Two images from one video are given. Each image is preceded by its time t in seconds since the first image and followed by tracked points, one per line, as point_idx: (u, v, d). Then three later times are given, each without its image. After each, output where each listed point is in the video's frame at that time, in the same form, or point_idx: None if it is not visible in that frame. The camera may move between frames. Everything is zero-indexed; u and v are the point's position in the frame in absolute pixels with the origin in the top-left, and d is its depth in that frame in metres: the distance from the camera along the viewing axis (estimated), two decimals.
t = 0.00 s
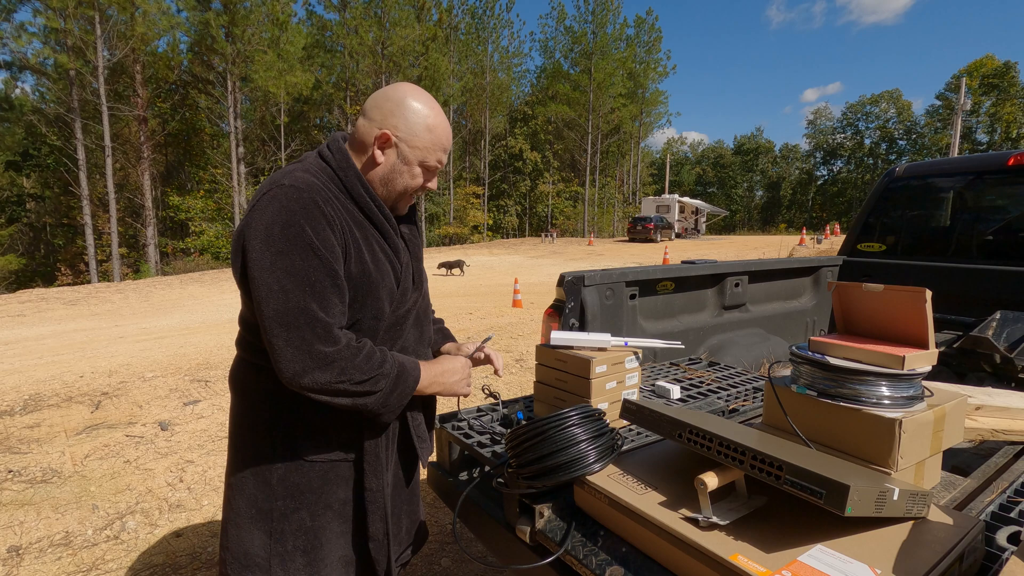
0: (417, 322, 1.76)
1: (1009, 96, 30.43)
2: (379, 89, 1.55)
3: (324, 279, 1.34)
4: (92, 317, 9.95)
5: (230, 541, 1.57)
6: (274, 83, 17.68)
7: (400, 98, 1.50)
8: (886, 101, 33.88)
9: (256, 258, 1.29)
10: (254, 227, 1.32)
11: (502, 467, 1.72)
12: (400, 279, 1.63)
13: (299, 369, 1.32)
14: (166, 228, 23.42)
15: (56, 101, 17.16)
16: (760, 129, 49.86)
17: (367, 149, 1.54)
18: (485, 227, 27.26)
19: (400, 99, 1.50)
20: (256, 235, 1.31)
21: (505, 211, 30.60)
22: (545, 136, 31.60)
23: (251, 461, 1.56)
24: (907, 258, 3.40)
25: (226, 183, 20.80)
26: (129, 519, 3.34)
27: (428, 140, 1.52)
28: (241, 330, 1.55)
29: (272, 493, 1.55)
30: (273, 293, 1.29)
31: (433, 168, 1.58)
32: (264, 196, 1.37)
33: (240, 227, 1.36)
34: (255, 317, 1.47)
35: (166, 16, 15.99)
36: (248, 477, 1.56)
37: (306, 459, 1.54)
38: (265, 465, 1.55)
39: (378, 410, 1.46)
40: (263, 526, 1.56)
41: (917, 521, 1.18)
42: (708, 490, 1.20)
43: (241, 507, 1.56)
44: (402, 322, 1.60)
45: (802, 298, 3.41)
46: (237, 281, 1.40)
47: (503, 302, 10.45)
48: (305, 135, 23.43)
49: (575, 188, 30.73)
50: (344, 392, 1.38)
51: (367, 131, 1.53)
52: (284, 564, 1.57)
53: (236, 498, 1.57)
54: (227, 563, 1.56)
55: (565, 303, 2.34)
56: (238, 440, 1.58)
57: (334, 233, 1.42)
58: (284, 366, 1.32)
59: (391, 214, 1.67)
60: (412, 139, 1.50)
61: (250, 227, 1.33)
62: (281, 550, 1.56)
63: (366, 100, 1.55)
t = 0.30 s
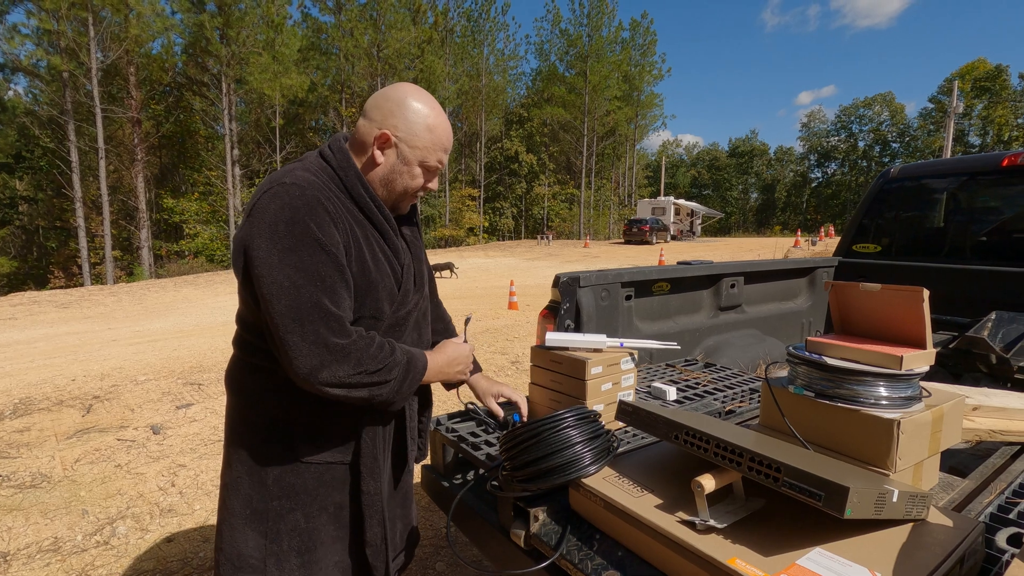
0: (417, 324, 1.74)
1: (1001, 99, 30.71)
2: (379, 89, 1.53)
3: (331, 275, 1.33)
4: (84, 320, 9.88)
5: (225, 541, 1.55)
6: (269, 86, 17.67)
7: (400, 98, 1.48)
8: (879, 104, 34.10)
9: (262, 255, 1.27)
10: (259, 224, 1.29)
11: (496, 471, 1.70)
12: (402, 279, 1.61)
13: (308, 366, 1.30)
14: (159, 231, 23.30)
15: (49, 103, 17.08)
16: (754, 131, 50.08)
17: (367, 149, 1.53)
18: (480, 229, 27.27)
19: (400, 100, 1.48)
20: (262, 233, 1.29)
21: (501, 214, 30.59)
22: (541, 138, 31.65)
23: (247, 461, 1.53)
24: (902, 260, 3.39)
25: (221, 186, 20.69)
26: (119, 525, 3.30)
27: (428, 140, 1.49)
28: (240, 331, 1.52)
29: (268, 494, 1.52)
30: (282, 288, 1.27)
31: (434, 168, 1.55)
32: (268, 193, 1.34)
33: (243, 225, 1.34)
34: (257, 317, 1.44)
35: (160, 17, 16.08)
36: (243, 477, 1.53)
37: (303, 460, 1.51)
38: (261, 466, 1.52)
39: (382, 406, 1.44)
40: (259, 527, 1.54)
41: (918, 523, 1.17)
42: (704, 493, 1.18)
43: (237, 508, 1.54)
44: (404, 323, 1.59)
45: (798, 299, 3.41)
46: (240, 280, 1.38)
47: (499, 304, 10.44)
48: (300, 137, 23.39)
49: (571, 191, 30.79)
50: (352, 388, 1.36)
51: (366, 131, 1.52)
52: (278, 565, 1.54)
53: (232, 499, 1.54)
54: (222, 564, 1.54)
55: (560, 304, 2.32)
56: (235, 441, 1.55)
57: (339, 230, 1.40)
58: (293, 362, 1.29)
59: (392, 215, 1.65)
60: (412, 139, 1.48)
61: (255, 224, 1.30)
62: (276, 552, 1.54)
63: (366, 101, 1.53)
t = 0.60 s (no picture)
0: (415, 329, 1.75)
1: (990, 104, 31.11)
2: (377, 96, 1.54)
3: (336, 280, 1.34)
4: (77, 324, 9.82)
5: (224, 545, 1.55)
6: (264, 89, 17.72)
7: (397, 104, 1.50)
8: (871, 108, 34.40)
9: (267, 260, 1.28)
10: (264, 230, 1.30)
11: (489, 474, 1.71)
12: (401, 284, 1.62)
13: (313, 371, 1.31)
14: (153, 235, 23.20)
15: (42, 106, 17.00)
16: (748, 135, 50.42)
17: (365, 154, 1.54)
18: (475, 233, 27.31)
19: (398, 105, 1.50)
20: (266, 240, 1.30)
21: (496, 217, 30.59)
22: (536, 142, 31.74)
23: (247, 465, 1.53)
24: (893, 263, 3.42)
25: (215, 189, 20.62)
26: (111, 531, 3.28)
27: (423, 146, 1.51)
28: (241, 336, 1.53)
29: (268, 497, 1.53)
30: (288, 294, 1.28)
31: (430, 173, 1.56)
32: (271, 199, 1.35)
33: (246, 231, 1.34)
34: (259, 322, 1.45)
35: (154, 20, 16.09)
36: (243, 481, 1.53)
37: (302, 463, 1.52)
38: (261, 469, 1.52)
39: (383, 409, 1.45)
40: (258, 531, 1.54)
41: (903, 524, 1.19)
42: (695, 495, 1.19)
43: (237, 511, 1.54)
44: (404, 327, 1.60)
45: (789, 303, 3.43)
46: (243, 286, 1.38)
47: (494, 307, 10.46)
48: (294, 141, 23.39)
49: (566, 195, 30.92)
50: (356, 392, 1.37)
51: (364, 138, 1.53)
52: (278, 568, 1.55)
53: (232, 503, 1.55)
54: (222, 567, 1.54)
55: (554, 308, 2.33)
56: (234, 445, 1.55)
57: (342, 236, 1.41)
58: (299, 367, 1.30)
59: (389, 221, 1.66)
60: (408, 145, 1.50)
61: (260, 229, 1.31)
62: (275, 556, 1.54)
63: (363, 107, 1.54)
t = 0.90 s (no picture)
0: (415, 333, 1.77)
1: (982, 108, 31.37)
2: (378, 103, 1.55)
3: (336, 285, 1.35)
4: (71, 328, 9.77)
5: (224, 549, 1.55)
6: (260, 92, 17.73)
7: (397, 111, 1.51)
8: (865, 111, 34.60)
9: (270, 265, 1.29)
10: (265, 235, 1.31)
11: (486, 477, 1.72)
12: (400, 289, 1.63)
13: (314, 374, 1.32)
14: (148, 237, 23.09)
15: (36, 109, 16.94)
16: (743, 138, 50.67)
17: (365, 160, 1.55)
18: (472, 235, 27.33)
19: (398, 113, 1.51)
20: (268, 245, 1.31)
21: (492, 220, 30.57)
22: (532, 145, 31.80)
23: (248, 468, 1.54)
24: (887, 266, 3.45)
25: (211, 192, 20.56)
26: (107, 535, 3.27)
27: (424, 153, 1.52)
28: (241, 339, 1.54)
29: (267, 500, 1.53)
30: (290, 299, 1.29)
31: (429, 180, 1.57)
32: (271, 204, 1.37)
33: (246, 236, 1.35)
34: (260, 326, 1.46)
35: (150, 23, 16.06)
36: (243, 484, 1.54)
37: (302, 466, 1.52)
38: (261, 472, 1.53)
39: (382, 412, 1.46)
40: (259, 534, 1.55)
41: (896, 525, 1.20)
42: (691, 497, 1.20)
43: (236, 515, 1.55)
44: (403, 331, 1.61)
45: (784, 306, 3.46)
46: (244, 290, 1.39)
47: (490, 310, 10.48)
48: (290, 143, 23.36)
49: (562, 197, 31.01)
50: (356, 396, 1.38)
51: (364, 144, 1.54)
52: (278, 569, 1.56)
53: (233, 506, 1.55)
54: (221, 570, 1.55)
55: (551, 311, 2.34)
56: (234, 447, 1.56)
57: (343, 240, 1.42)
58: (301, 370, 1.31)
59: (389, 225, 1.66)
60: (408, 152, 1.51)
61: (261, 235, 1.32)
62: (276, 559, 1.55)
63: (364, 114, 1.56)
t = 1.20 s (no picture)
0: (413, 333, 1.78)
1: (977, 109, 31.53)
2: (377, 105, 1.56)
3: (334, 288, 1.35)
4: (67, 329, 9.73)
5: (223, 550, 1.56)
6: (257, 93, 17.67)
7: (396, 114, 1.52)
8: (861, 113, 34.72)
9: (267, 267, 1.30)
10: (263, 239, 1.32)
11: (485, 478, 1.73)
12: (398, 290, 1.64)
13: (311, 375, 1.32)
14: (144, 239, 23.01)
15: (32, 110, 16.89)
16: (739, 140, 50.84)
17: (363, 162, 1.56)
18: (469, 237, 27.34)
19: (396, 115, 1.52)
20: (265, 248, 1.31)
21: (489, 221, 30.57)
22: (529, 146, 31.82)
23: (246, 469, 1.54)
24: (883, 267, 3.48)
25: (208, 193, 20.53)
26: (104, 538, 3.26)
27: (422, 155, 1.53)
28: (239, 342, 1.54)
29: (266, 501, 1.54)
30: (287, 301, 1.29)
31: (427, 182, 1.58)
32: (269, 207, 1.38)
33: (243, 239, 1.36)
34: (257, 329, 1.46)
35: (146, 24, 16.02)
36: (241, 485, 1.54)
37: (300, 467, 1.53)
38: (259, 473, 1.53)
39: (380, 412, 1.47)
40: (257, 534, 1.55)
41: (892, 524, 1.22)
42: (689, 497, 1.21)
43: (235, 515, 1.55)
44: (400, 332, 1.62)
45: (781, 307, 3.47)
46: (241, 292, 1.40)
47: (488, 311, 10.48)
48: (287, 144, 23.35)
49: (559, 199, 31.03)
50: (352, 398, 1.38)
51: (362, 146, 1.55)
52: (276, 571, 1.56)
53: (232, 507, 1.55)
54: (219, 570, 1.55)
55: (549, 313, 2.35)
56: (232, 451, 1.56)
57: (340, 243, 1.43)
58: (297, 371, 1.32)
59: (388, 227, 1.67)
60: (407, 154, 1.52)
61: (260, 236, 1.33)
62: (274, 559, 1.55)
63: (363, 117, 1.56)
